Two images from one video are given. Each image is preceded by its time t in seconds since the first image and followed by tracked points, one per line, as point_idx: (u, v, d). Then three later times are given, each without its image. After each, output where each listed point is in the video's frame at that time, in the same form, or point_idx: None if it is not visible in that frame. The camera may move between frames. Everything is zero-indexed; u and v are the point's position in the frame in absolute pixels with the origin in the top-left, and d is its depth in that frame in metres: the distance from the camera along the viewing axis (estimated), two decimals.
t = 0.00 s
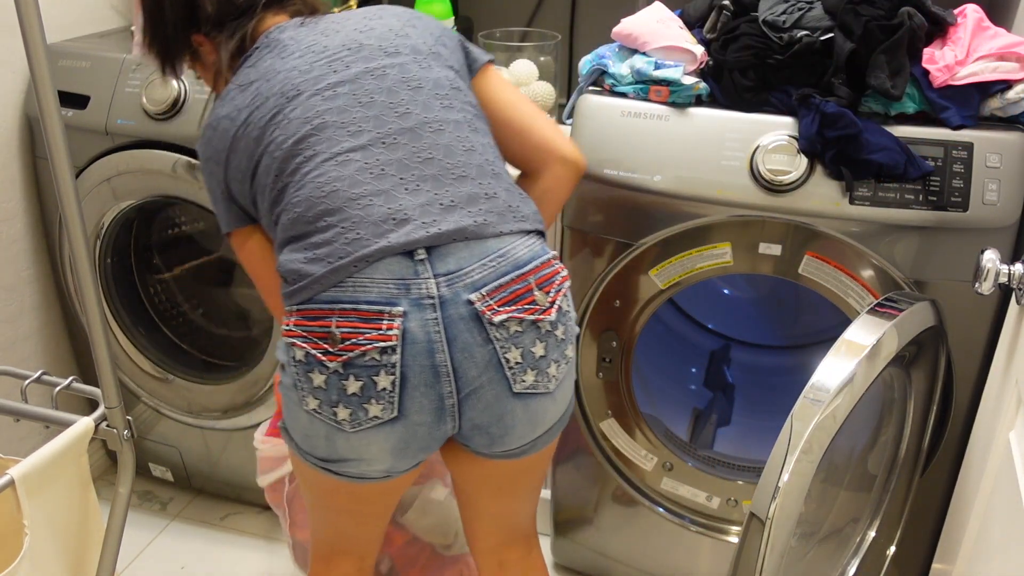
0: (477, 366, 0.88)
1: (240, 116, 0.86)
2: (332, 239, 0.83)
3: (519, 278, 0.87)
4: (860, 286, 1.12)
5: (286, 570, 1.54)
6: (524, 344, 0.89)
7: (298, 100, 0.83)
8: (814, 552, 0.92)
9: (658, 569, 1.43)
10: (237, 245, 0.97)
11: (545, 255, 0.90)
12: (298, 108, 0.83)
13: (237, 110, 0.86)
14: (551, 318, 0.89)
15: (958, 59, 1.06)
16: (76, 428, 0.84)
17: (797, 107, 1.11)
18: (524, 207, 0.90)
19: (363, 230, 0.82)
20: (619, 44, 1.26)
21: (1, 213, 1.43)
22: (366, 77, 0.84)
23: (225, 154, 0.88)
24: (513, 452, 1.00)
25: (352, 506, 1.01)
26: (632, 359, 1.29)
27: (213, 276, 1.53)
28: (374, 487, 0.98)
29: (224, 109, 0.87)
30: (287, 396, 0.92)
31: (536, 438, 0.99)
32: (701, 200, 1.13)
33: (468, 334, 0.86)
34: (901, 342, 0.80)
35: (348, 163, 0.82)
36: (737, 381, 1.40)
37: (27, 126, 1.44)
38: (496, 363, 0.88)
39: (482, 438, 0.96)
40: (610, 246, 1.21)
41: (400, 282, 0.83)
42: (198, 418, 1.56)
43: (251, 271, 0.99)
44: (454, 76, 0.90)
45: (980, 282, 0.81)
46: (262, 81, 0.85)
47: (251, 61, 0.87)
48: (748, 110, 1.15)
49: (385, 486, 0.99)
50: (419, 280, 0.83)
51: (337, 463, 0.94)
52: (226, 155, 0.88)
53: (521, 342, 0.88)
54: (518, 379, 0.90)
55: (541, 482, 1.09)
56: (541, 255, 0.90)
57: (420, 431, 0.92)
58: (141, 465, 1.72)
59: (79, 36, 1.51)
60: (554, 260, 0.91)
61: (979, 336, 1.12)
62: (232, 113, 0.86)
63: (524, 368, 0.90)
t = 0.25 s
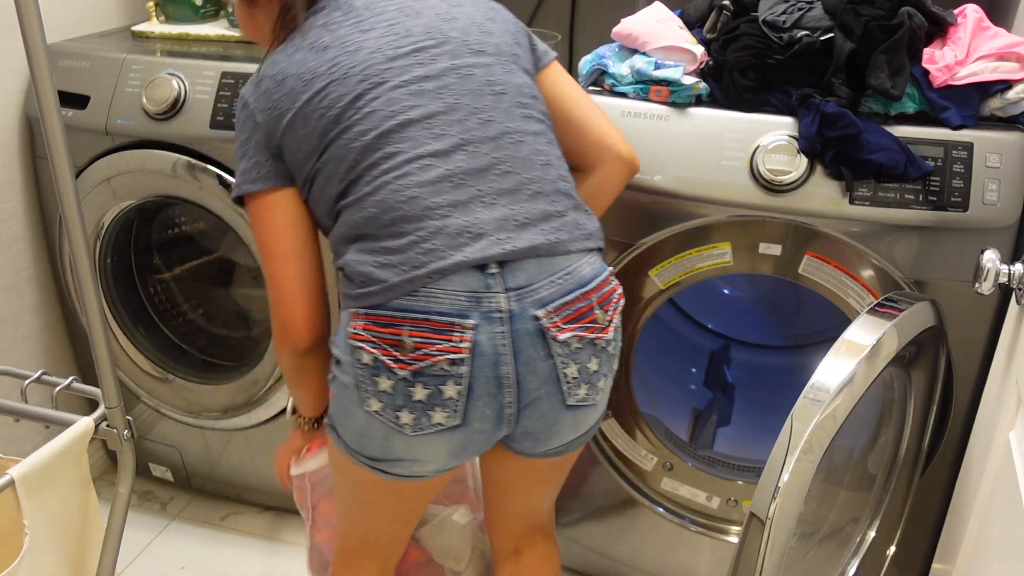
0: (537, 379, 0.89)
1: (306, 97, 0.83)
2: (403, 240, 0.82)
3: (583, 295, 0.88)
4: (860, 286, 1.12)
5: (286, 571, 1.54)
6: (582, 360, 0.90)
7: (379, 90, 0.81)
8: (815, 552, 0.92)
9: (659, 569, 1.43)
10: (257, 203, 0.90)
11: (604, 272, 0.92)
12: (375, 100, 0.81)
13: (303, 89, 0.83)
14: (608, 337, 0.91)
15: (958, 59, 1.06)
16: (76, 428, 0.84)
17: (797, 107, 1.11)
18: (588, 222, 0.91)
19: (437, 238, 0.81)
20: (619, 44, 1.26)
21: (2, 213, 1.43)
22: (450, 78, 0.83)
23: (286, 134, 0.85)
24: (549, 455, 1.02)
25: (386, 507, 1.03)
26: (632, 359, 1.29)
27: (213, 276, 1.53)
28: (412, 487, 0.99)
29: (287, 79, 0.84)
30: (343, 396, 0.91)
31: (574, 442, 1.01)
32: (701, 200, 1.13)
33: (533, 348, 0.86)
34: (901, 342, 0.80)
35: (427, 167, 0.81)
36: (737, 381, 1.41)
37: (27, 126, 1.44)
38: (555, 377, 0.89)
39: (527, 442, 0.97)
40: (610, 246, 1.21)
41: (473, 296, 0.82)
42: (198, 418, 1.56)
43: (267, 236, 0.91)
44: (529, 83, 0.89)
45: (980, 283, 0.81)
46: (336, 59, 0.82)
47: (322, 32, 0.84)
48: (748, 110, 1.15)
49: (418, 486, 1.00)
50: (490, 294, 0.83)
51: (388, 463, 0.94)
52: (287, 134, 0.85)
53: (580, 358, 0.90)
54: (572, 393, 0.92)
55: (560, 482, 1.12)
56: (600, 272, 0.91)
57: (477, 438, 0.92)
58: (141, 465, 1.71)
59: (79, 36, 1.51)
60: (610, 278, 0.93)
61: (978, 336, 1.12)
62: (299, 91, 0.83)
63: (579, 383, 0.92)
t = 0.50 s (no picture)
0: (575, 367, 0.92)
1: (342, 85, 0.81)
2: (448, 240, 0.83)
3: (610, 281, 0.92)
4: (860, 286, 1.12)
5: (286, 571, 1.54)
6: (611, 342, 0.94)
7: (420, 82, 0.81)
8: (815, 552, 0.92)
9: (659, 569, 1.43)
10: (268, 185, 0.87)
11: (619, 259, 0.96)
12: (417, 93, 0.81)
13: (338, 78, 0.81)
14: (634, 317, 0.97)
15: (957, 59, 1.06)
16: (76, 428, 0.84)
17: (797, 107, 1.11)
18: (607, 206, 0.95)
19: (483, 236, 0.83)
20: (619, 44, 1.26)
21: (2, 213, 1.43)
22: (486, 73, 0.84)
23: (316, 125, 0.83)
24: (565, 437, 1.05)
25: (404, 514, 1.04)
26: (632, 359, 1.29)
27: (213, 276, 1.53)
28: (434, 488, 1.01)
29: (317, 65, 0.81)
30: (384, 404, 0.91)
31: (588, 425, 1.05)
32: (701, 200, 1.13)
33: (571, 337, 0.89)
34: (901, 342, 0.80)
35: (471, 163, 0.82)
36: (737, 381, 1.41)
37: (27, 126, 1.44)
38: (590, 361, 0.93)
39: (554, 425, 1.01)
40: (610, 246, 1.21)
41: (516, 292, 0.85)
42: (198, 418, 1.56)
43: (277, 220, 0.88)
44: (552, 73, 0.91)
45: (980, 282, 0.81)
46: (370, 47, 0.80)
47: (352, 12, 0.81)
48: (748, 110, 1.15)
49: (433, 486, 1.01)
50: (531, 287, 0.85)
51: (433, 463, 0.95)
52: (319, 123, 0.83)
53: (610, 340, 0.94)
54: (604, 374, 0.95)
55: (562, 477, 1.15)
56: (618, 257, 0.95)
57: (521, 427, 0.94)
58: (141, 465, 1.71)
59: (79, 36, 1.51)
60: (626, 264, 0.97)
61: (978, 336, 1.12)
62: (333, 80, 0.81)
63: (610, 364, 0.95)
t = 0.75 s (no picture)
0: (517, 348, 0.89)
1: (308, 68, 0.73)
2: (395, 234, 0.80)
3: (541, 260, 0.89)
4: (860, 286, 1.12)
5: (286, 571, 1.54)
6: (550, 321, 0.91)
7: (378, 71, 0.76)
8: (815, 552, 0.92)
9: (659, 569, 1.43)
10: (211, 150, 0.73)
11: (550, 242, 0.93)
12: (377, 85, 0.76)
13: (303, 53, 0.72)
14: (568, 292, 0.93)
15: (958, 59, 1.06)
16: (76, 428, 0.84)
17: (797, 107, 1.11)
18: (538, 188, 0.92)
19: (427, 227, 0.80)
20: (619, 44, 1.26)
21: (2, 213, 1.43)
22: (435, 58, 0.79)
23: (266, 104, 0.74)
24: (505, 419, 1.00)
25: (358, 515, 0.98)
26: (632, 359, 1.29)
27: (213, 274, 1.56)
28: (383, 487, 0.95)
29: (272, 34, 0.71)
30: (329, 400, 0.85)
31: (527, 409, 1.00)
32: (701, 201, 1.13)
33: (510, 317, 0.86)
34: (901, 342, 0.80)
35: (419, 157, 0.79)
36: (737, 381, 1.40)
37: (27, 126, 1.44)
38: (530, 341, 0.89)
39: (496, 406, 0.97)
40: (610, 246, 1.21)
41: (457, 277, 0.82)
42: (198, 418, 1.56)
43: (225, 182, 0.75)
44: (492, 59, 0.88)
45: (980, 283, 0.81)
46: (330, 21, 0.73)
47: None
48: (748, 110, 1.15)
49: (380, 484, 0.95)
50: (472, 272, 0.83)
51: (380, 458, 0.90)
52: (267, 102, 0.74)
53: (548, 319, 0.91)
54: (544, 354, 0.92)
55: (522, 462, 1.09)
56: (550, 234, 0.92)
57: (465, 411, 0.90)
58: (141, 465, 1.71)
59: (79, 36, 1.51)
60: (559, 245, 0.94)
61: (978, 335, 1.12)
62: (292, 56, 0.72)
63: (550, 342, 0.92)
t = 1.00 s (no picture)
0: (440, 344, 0.88)
1: (251, 60, 0.70)
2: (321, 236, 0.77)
3: (461, 258, 0.88)
4: (860, 286, 1.12)
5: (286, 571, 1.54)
6: (468, 316, 0.91)
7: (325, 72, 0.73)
8: (815, 552, 0.92)
9: (659, 569, 1.43)
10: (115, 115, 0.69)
11: (468, 241, 0.91)
12: (322, 88, 0.73)
13: (252, 47, 0.69)
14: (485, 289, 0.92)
15: (958, 59, 1.06)
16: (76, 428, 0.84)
17: (797, 107, 1.11)
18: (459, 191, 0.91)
19: (355, 229, 0.78)
20: (619, 44, 1.26)
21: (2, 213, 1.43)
22: (377, 60, 0.77)
23: (201, 92, 0.71)
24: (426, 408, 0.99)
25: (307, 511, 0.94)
26: (632, 359, 1.29)
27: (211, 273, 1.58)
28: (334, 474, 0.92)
29: (219, 24, 0.68)
30: (258, 398, 0.82)
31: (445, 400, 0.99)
32: (701, 201, 1.13)
33: (432, 313, 0.85)
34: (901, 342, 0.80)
35: (355, 163, 0.77)
36: (737, 381, 1.40)
37: (27, 126, 1.44)
38: (450, 336, 0.89)
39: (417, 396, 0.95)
40: (609, 246, 1.21)
41: (384, 275, 0.80)
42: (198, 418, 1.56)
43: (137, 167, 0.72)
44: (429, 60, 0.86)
45: (980, 282, 0.80)
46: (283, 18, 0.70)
47: None
48: (748, 110, 1.14)
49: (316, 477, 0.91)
50: (399, 271, 0.81)
51: (309, 456, 0.87)
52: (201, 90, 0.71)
53: (467, 314, 0.90)
54: (463, 346, 0.92)
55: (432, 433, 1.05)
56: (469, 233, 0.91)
57: (395, 403, 0.88)
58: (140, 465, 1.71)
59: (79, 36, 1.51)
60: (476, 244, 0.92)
61: (978, 335, 1.12)
62: (241, 50, 0.69)
63: (467, 335, 0.91)
